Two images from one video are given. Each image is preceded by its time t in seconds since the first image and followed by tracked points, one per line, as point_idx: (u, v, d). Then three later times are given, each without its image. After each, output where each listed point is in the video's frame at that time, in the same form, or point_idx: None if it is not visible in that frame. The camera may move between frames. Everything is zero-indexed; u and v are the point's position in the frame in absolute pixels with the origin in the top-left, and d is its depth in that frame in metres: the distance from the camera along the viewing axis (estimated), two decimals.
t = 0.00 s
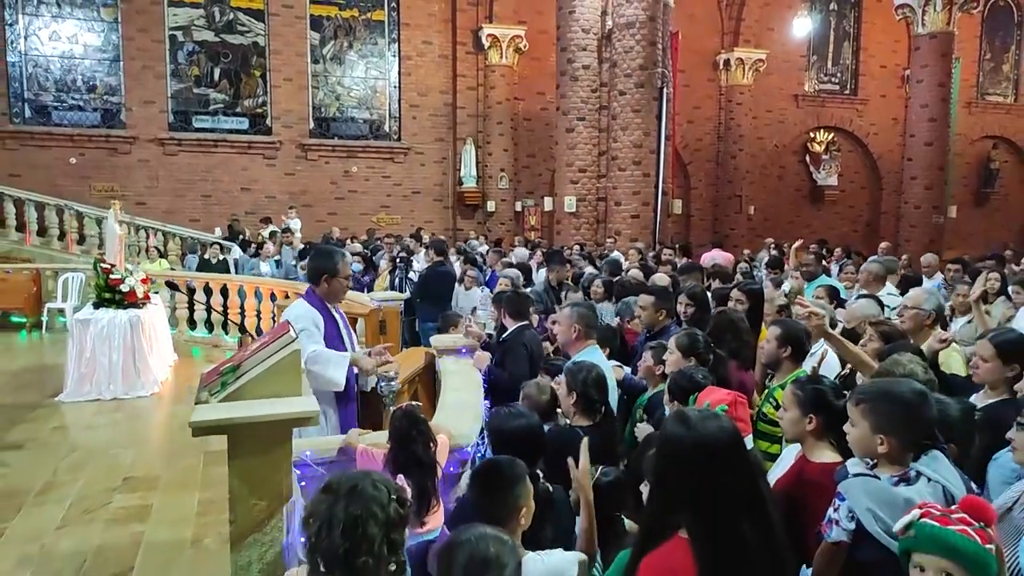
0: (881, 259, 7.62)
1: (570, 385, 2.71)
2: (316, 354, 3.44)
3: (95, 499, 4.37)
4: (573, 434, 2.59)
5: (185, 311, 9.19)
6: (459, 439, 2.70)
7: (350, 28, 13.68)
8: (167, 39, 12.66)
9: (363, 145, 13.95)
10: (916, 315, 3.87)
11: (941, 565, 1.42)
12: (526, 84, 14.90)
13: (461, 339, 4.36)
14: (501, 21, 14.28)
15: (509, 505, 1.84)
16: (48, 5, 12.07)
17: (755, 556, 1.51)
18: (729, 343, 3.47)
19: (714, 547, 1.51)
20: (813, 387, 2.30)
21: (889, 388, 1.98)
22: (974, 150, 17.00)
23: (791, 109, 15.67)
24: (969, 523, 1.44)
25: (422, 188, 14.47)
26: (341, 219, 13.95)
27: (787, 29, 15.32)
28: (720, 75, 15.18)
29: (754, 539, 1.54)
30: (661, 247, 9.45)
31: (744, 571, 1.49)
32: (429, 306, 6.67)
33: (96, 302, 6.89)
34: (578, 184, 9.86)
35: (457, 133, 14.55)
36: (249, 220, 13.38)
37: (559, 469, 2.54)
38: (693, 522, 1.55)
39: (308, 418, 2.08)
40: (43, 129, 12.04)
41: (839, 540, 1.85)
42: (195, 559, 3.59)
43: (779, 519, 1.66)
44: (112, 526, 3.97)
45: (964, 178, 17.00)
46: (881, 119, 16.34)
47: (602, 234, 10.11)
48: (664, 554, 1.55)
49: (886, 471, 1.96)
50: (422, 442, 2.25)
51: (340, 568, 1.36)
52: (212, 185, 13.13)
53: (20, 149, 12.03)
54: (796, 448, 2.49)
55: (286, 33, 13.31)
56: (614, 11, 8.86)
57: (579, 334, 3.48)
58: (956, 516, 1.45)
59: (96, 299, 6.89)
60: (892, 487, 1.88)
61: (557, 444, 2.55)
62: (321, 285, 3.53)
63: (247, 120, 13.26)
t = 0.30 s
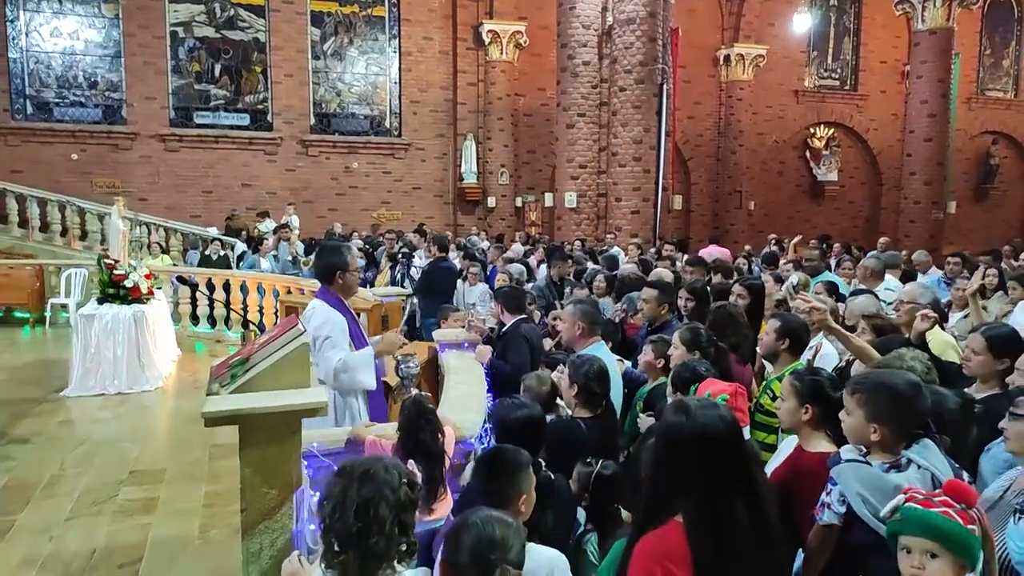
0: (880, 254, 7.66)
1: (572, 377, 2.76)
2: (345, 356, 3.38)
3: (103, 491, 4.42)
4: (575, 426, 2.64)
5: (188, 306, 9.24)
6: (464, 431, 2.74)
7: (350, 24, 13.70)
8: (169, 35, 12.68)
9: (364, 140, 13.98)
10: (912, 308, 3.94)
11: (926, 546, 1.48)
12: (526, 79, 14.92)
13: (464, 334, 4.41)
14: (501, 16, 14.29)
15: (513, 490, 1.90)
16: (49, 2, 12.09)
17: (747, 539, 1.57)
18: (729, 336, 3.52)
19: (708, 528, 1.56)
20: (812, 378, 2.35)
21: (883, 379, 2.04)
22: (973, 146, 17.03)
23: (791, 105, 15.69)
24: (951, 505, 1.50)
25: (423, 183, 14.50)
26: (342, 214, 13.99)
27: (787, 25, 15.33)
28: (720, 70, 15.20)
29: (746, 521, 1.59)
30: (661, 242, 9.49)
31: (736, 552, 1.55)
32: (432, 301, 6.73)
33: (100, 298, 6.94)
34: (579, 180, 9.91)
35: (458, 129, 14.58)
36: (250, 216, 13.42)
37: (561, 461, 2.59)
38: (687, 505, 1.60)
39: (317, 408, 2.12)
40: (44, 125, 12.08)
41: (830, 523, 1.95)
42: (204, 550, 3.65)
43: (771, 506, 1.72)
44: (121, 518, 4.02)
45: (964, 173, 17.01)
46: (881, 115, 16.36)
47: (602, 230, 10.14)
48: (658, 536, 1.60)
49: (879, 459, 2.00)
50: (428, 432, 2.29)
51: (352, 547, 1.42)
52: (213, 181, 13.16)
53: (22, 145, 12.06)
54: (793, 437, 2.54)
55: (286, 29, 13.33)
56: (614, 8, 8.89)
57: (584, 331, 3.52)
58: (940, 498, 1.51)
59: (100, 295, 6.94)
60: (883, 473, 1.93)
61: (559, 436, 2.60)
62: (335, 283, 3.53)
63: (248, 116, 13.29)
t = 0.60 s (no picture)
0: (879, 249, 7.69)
1: (573, 368, 2.80)
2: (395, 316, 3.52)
3: (108, 483, 4.46)
4: (575, 416, 2.68)
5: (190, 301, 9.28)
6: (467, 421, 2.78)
7: (350, 20, 13.70)
8: (169, 31, 12.70)
9: (364, 136, 14.00)
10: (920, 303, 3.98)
11: (921, 529, 1.52)
12: (526, 76, 14.94)
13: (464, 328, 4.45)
14: (501, 12, 14.29)
15: (516, 475, 1.94)
16: None
17: (744, 526, 1.60)
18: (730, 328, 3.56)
19: (707, 514, 1.59)
20: (809, 367, 2.38)
21: (882, 363, 2.06)
22: (973, 142, 17.05)
23: (791, 101, 15.71)
24: (947, 489, 1.53)
25: (423, 179, 14.52)
26: (342, 210, 14.01)
27: (787, 21, 15.35)
28: (720, 67, 15.22)
29: (744, 507, 1.62)
30: (661, 238, 9.52)
31: (732, 538, 1.58)
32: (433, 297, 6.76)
33: (103, 293, 6.97)
34: (579, 176, 9.91)
35: (458, 125, 14.60)
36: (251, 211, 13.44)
37: (564, 451, 2.63)
38: (688, 491, 1.63)
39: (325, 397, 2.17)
40: (45, 121, 12.10)
41: (825, 502, 2.02)
42: (209, 540, 3.69)
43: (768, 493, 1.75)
44: (127, 509, 4.06)
45: (964, 170, 17.04)
46: (881, 111, 16.38)
47: (602, 225, 10.17)
48: (655, 520, 1.64)
49: (876, 441, 2.04)
50: (433, 419, 2.34)
51: (363, 526, 1.47)
52: (213, 177, 13.19)
53: (23, 141, 12.09)
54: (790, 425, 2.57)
55: (286, 25, 13.34)
56: (614, 4, 8.91)
57: (588, 323, 3.55)
58: (936, 483, 1.54)
59: (103, 290, 6.97)
60: (880, 457, 1.97)
61: (560, 426, 2.64)
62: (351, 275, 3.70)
63: (248, 112, 13.30)
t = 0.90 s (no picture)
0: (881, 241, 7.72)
1: (576, 353, 2.85)
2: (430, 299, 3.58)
3: (117, 470, 4.51)
4: (579, 400, 2.74)
5: (194, 292, 9.33)
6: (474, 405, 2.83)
7: (353, 13, 13.70)
8: (172, 23, 12.72)
9: (367, 129, 14.02)
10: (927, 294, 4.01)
11: (915, 500, 1.58)
12: (528, 68, 14.95)
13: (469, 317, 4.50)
14: (503, 5, 14.29)
15: (527, 454, 1.99)
16: None
17: (749, 502, 1.65)
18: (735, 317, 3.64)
19: (713, 491, 1.64)
20: (810, 350, 2.42)
21: (890, 342, 2.12)
22: (975, 135, 17.06)
23: (793, 94, 15.70)
24: (940, 462, 1.58)
25: (426, 172, 14.54)
26: (345, 203, 14.05)
27: (789, 14, 15.34)
28: (722, 59, 15.22)
29: (749, 485, 1.67)
30: (663, 230, 9.55)
31: (737, 515, 1.63)
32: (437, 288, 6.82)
33: (110, 283, 7.02)
34: (582, 168, 9.93)
35: (460, 118, 14.62)
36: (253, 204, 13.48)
37: (571, 434, 2.71)
38: (695, 468, 1.68)
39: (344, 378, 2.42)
40: (49, 113, 12.13)
41: (827, 474, 2.07)
42: (218, 525, 3.74)
43: (775, 468, 1.80)
44: (137, 495, 4.12)
45: (966, 163, 17.05)
46: (883, 104, 16.38)
47: (605, 217, 10.19)
48: (662, 494, 1.69)
49: (879, 416, 2.09)
50: (440, 401, 2.40)
51: (385, 496, 1.52)
52: (216, 169, 13.22)
53: (27, 133, 12.12)
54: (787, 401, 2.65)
55: (289, 18, 13.35)
56: None
57: (594, 310, 3.60)
58: (929, 456, 1.59)
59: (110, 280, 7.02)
60: (881, 432, 2.03)
61: (565, 409, 2.72)
62: (370, 261, 3.67)
63: (251, 105, 13.33)
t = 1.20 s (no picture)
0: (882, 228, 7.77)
1: (583, 332, 2.93)
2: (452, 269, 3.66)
3: (130, 451, 4.59)
4: (586, 378, 2.80)
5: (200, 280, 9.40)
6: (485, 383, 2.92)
7: (355, 1, 13.72)
8: (175, 13, 12.75)
9: (369, 118, 14.05)
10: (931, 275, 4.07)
11: (908, 467, 1.62)
12: (531, 58, 14.96)
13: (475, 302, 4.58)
14: None
15: (541, 423, 2.06)
16: None
17: (753, 468, 1.75)
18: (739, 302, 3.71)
19: (719, 457, 1.73)
20: (811, 327, 2.48)
21: (891, 315, 2.20)
22: (977, 124, 17.07)
23: (796, 83, 15.71)
24: (929, 429, 1.63)
25: (428, 161, 14.58)
26: (347, 191, 14.09)
27: (791, 2, 15.33)
28: (724, 48, 15.21)
29: (754, 453, 1.76)
30: (665, 218, 9.61)
31: (742, 481, 1.72)
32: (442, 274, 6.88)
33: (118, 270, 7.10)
34: (584, 156, 9.96)
35: (463, 107, 14.64)
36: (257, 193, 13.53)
37: (576, 411, 2.76)
38: (701, 435, 1.76)
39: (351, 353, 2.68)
40: (53, 102, 12.17)
41: (828, 440, 2.18)
42: (230, 502, 3.82)
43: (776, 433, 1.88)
44: (150, 475, 4.20)
45: (968, 152, 17.08)
46: (885, 92, 16.38)
47: (607, 205, 10.24)
48: (671, 458, 1.77)
49: (879, 385, 2.18)
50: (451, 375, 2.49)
51: (410, 456, 1.60)
52: (220, 158, 13.26)
53: (31, 122, 12.17)
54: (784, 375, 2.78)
55: (291, 7, 13.37)
56: None
57: (599, 292, 3.67)
58: (918, 424, 1.64)
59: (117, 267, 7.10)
60: (881, 401, 2.10)
61: (574, 389, 2.76)
62: (388, 243, 3.73)
63: (254, 94, 13.36)
